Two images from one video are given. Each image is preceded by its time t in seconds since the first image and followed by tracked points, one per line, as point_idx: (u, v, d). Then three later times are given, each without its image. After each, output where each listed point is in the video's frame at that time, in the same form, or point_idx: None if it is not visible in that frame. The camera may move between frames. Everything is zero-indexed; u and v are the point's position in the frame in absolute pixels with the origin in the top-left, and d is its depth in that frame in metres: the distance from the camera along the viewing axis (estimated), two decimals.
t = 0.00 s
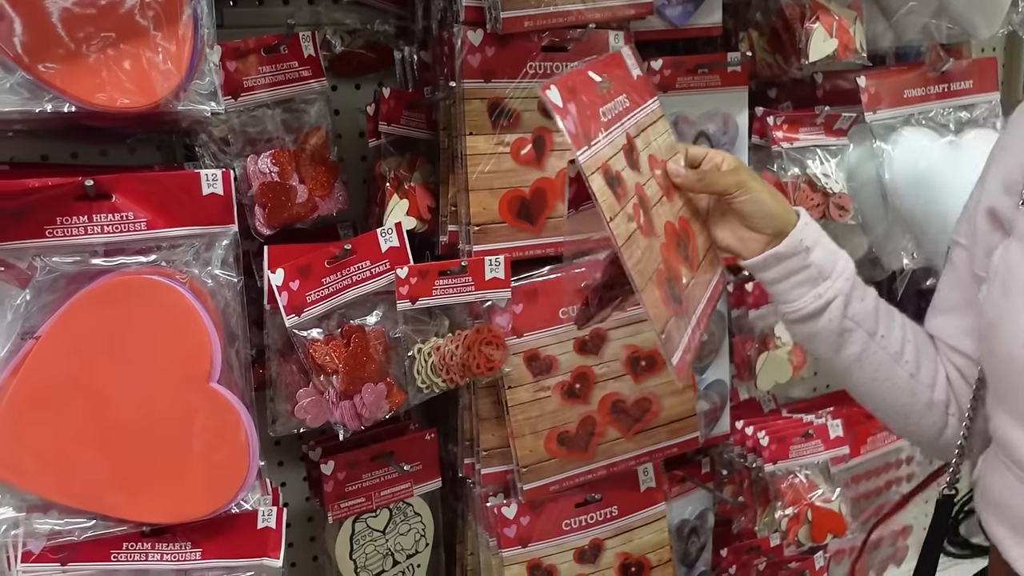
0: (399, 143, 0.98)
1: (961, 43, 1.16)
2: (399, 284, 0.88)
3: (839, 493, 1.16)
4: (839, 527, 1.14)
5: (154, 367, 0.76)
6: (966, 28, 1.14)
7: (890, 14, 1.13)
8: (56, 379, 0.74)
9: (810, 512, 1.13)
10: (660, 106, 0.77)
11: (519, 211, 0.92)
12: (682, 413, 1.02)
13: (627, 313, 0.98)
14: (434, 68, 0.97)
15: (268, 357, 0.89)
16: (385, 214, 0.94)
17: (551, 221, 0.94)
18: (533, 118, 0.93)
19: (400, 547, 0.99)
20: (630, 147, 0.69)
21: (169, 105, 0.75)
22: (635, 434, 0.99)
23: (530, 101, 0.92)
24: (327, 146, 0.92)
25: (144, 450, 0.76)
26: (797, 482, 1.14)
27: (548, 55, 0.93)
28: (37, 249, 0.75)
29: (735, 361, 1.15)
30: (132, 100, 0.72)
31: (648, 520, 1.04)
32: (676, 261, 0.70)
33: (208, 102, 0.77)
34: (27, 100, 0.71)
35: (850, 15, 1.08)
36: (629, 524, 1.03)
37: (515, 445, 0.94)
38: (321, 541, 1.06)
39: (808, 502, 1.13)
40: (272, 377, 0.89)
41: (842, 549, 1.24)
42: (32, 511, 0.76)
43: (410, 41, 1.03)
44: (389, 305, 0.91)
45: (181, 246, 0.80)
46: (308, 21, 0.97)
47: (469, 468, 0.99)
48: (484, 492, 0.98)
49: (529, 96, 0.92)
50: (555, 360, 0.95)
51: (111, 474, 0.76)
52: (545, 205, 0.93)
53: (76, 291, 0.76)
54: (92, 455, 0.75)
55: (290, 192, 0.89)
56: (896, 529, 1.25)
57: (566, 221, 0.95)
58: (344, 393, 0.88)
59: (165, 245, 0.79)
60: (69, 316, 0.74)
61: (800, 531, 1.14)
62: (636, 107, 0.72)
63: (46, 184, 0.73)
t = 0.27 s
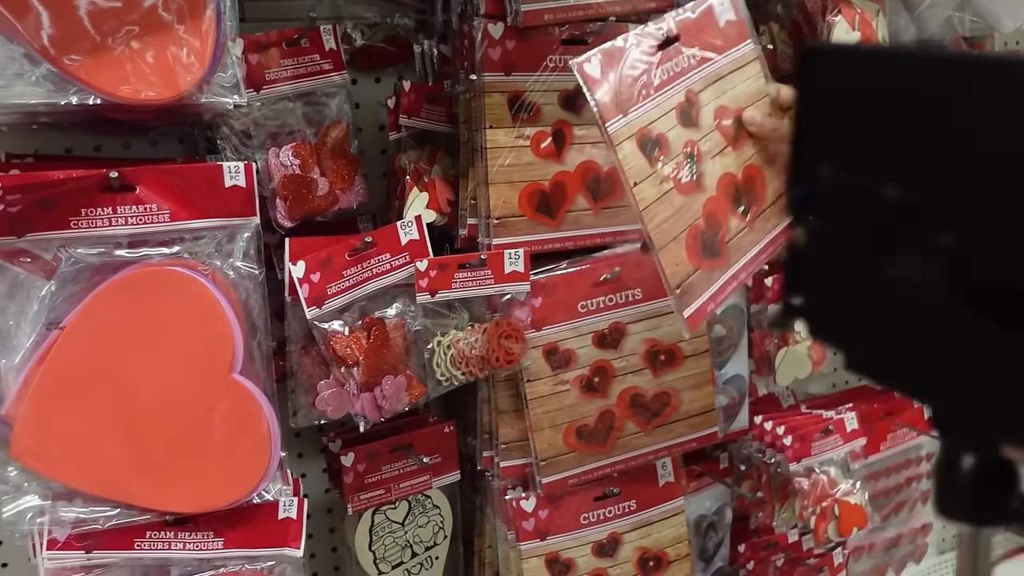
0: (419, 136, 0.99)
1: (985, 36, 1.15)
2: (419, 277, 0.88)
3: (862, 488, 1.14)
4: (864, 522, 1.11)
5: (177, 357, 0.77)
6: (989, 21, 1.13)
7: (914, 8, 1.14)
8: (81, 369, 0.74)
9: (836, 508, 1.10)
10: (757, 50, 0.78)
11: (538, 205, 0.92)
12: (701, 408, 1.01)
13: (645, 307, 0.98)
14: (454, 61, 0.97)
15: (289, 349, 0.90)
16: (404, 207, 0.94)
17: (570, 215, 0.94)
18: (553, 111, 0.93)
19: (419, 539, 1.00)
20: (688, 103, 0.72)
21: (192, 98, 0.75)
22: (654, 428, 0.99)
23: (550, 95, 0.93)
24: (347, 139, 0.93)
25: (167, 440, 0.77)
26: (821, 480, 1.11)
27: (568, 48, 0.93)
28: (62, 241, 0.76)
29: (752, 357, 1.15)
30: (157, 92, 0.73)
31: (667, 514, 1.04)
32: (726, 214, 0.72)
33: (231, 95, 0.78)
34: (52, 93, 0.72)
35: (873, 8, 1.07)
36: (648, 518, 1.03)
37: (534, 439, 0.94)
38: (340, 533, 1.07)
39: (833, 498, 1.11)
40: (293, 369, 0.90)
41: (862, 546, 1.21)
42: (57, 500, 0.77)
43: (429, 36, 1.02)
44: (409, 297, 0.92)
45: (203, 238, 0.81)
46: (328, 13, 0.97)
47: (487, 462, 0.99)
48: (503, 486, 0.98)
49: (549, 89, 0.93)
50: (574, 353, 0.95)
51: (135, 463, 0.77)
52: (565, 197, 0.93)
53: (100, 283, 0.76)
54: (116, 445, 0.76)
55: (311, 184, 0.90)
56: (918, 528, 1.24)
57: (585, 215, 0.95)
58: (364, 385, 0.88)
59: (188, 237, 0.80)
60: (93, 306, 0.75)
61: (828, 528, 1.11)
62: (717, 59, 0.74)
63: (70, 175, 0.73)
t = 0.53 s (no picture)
0: (448, 131, 0.99)
1: (1018, 30, 1.14)
2: (448, 271, 0.89)
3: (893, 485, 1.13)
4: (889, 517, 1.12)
5: (211, 349, 0.78)
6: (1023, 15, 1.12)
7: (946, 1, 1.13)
8: (117, 359, 0.75)
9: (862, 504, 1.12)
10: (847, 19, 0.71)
11: (567, 200, 0.92)
12: (729, 403, 1.01)
13: (673, 302, 0.98)
14: (483, 56, 0.97)
15: (320, 342, 0.91)
16: (434, 202, 0.96)
17: (599, 209, 0.94)
18: (582, 105, 0.92)
19: (447, 532, 1.00)
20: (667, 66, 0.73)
21: (227, 92, 0.76)
22: (682, 424, 0.99)
23: (580, 90, 0.92)
24: (378, 134, 0.93)
25: (201, 430, 0.78)
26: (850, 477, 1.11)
27: (598, 43, 0.92)
28: (99, 233, 0.77)
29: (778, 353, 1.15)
30: (193, 87, 0.74)
31: (694, 510, 1.04)
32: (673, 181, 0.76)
33: (264, 90, 0.78)
34: (90, 88, 0.72)
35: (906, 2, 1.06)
36: (675, 513, 1.03)
37: (562, 433, 0.94)
38: (367, 525, 1.07)
39: (860, 495, 1.12)
40: (324, 361, 0.91)
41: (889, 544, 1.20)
42: (94, 488, 0.79)
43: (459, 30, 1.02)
44: (438, 291, 0.92)
45: (237, 232, 0.82)
46: (359, 6, 0.97)
47: (515, 455, 0.99)
48: (530, 480, 0.99)
49: (579, 84, 0.92)
50: (603, 348, 0.95)
51: (170, 453, 0.78)
52: (593, 190, 0.93)
53: (136, 275, 0.77)
54: (152, 434, 0.77)
55: (342, 179, 0.91)
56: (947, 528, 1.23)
57: (613, 210, 0.95)
58: (394, 378, 0.89)
59: (222, 230, 0.81)
60: (129, 298, 0.76)
61: (853, 526, 1.11)
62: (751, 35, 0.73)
63: (108, 169, 0.75)
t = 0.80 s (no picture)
0: (491, 127, 1.00)
1: None
2: (492, 266, 0.89)
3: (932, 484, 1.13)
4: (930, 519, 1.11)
5: (259, 342, 0.79)
6: None
7: None
8: (167, 350, 0.77)
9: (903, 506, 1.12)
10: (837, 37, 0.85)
11: (608, 196, 0.92)
12: (771, 401, 1.00)
13: (716, 298, 0.98)
14: (526, 52, 0.97)
15: (364, 336, 0.92)
16: (477, 197, 0.96)
17: (640, 206, 0.94)
18: (624, 100, 0.91)
19: (487, 526, 1.01)
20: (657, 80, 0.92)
21: (276, 88, 0.77)
22: (723, 421, 0.98)
23: (621, 85, 0.91)
24: (421, 129, 0.94)
25: (248, 421, 0.79)
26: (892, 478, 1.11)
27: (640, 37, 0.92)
28: (151, 227, 0.78)
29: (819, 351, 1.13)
30: (242, 84, 0.75)
31: (734, 508, 1.04)
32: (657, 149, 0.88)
33: (312, 86, 0.79)
34: (143, 84, 0.74)
35: None
36: (715, 510, 1.02)
37: (602, 429, 0.94)
38: (407, 519, 1.08)
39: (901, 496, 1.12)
40: (368, 354, 0.92)
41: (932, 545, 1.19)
42: (144, 477, 0.80)
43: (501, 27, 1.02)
44: (480, 286, 0.93)
45: (284, 226, 0.83)
46: (402, 3, 0.98)
47: (555, 451, 0.99)
48: (570, 475, 0.99)
49: (620, 78, 0.91)
50: (644, 344, 0.95)
51: (218, 444, 0.79)
52: (635, 187, 0.93)
53: (186, 269, 0.79)
54: (201, 425, 0.78)
55: (387, 174, 0.91)
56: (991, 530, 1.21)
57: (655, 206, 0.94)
58: (437, 372, 0.89)
59: (270, 225, 0.82)
60: (180, 291, 0.77)
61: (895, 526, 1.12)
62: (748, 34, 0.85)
63: (160, 164, 0.76)
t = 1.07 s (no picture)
0: (526, 126, 1.00)
1: None
2: (526, 265, 0.89)
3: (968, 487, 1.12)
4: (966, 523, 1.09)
5: (296, 338, 0.80)
6: None
7: None
8: (206, 345, 0.78)
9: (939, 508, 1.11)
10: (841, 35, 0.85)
11: (641, 194, 0.92)
12: (806, 401, 1.00)
13: (751, 298, 0.97)
14: (561, 51, 0.97)
15: (399, 333, 0.92)
16: (511, 196, 0.97)
17: (673, 205, 0.93)
18: (659, 99, 0.92)
19: (519, 523, 1.01)
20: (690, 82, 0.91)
21: (315, 88, 0.77)
22: (757, 422, 0.98)
23: (657, 83, 0.91)
24: (456, 127, 0.94)
25: (285, 416, 0.80)
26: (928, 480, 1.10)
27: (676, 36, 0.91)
28: (191, 224, 0.79)
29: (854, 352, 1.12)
30: (280, 83, 0.75)
31: (767, 508, 1.03)
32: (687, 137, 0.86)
33: (349, 85, 0.80)
34: (184, 83, 0.75)
35: None
36: (748, 511, 1.02)
37: (635, 428, 0.94)
38: (438, 515, 1.09)
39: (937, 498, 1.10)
40: (403, 351, 0.93)
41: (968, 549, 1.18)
42: (182, 471, 0.81)
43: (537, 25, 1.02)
44: (514, 284, 0.93)
45: (322, 224, 0.83)
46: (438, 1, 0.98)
47: (587, 449, 0.99)
48: (602, 474, 0.99)
49: (656, 77, 0.91)
50: (678, 344, 0.95)
51: (255, 438, 0.80)
52: (669, 186, 0.93)
53: (225, 266, 0.80)
54: (239, 419, 0.79)
55: (422, 172, 0.92)
56: None
57: (689, 205, 0.94)
58: (471, 369, 0.90)
59: (307, 222, 0.83)
60: (219, 287, 0.78)
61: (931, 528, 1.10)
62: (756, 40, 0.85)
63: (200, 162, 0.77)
